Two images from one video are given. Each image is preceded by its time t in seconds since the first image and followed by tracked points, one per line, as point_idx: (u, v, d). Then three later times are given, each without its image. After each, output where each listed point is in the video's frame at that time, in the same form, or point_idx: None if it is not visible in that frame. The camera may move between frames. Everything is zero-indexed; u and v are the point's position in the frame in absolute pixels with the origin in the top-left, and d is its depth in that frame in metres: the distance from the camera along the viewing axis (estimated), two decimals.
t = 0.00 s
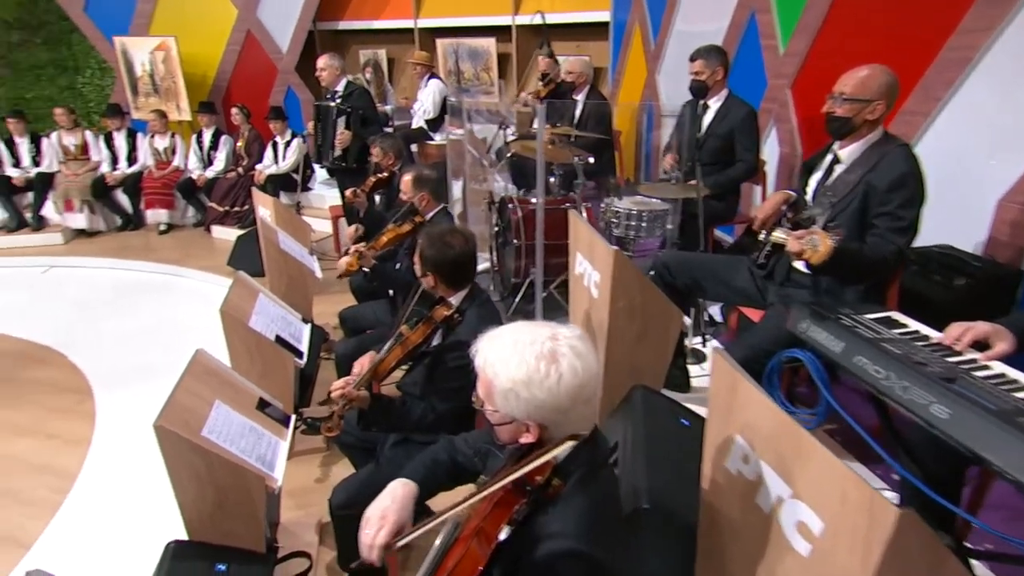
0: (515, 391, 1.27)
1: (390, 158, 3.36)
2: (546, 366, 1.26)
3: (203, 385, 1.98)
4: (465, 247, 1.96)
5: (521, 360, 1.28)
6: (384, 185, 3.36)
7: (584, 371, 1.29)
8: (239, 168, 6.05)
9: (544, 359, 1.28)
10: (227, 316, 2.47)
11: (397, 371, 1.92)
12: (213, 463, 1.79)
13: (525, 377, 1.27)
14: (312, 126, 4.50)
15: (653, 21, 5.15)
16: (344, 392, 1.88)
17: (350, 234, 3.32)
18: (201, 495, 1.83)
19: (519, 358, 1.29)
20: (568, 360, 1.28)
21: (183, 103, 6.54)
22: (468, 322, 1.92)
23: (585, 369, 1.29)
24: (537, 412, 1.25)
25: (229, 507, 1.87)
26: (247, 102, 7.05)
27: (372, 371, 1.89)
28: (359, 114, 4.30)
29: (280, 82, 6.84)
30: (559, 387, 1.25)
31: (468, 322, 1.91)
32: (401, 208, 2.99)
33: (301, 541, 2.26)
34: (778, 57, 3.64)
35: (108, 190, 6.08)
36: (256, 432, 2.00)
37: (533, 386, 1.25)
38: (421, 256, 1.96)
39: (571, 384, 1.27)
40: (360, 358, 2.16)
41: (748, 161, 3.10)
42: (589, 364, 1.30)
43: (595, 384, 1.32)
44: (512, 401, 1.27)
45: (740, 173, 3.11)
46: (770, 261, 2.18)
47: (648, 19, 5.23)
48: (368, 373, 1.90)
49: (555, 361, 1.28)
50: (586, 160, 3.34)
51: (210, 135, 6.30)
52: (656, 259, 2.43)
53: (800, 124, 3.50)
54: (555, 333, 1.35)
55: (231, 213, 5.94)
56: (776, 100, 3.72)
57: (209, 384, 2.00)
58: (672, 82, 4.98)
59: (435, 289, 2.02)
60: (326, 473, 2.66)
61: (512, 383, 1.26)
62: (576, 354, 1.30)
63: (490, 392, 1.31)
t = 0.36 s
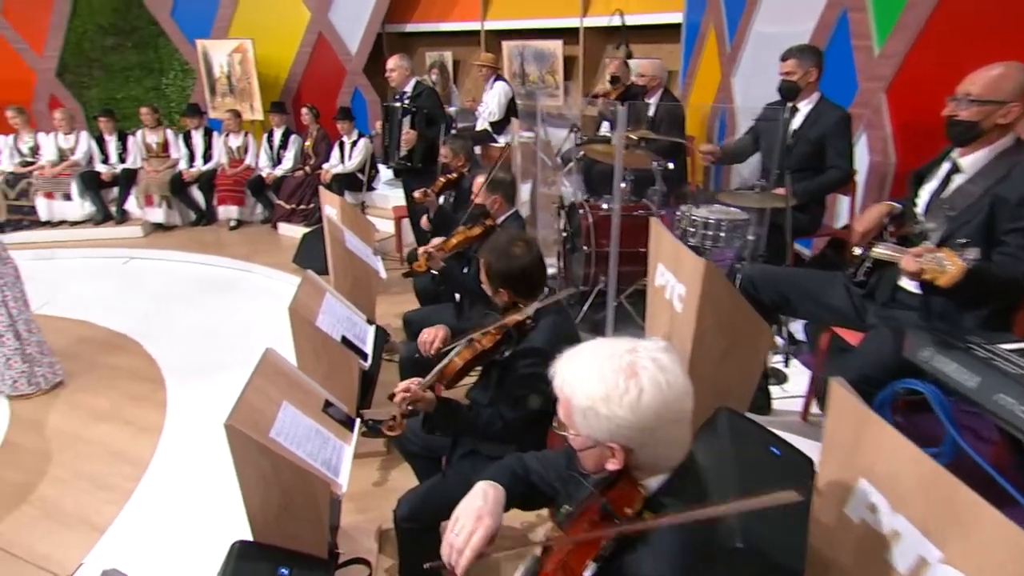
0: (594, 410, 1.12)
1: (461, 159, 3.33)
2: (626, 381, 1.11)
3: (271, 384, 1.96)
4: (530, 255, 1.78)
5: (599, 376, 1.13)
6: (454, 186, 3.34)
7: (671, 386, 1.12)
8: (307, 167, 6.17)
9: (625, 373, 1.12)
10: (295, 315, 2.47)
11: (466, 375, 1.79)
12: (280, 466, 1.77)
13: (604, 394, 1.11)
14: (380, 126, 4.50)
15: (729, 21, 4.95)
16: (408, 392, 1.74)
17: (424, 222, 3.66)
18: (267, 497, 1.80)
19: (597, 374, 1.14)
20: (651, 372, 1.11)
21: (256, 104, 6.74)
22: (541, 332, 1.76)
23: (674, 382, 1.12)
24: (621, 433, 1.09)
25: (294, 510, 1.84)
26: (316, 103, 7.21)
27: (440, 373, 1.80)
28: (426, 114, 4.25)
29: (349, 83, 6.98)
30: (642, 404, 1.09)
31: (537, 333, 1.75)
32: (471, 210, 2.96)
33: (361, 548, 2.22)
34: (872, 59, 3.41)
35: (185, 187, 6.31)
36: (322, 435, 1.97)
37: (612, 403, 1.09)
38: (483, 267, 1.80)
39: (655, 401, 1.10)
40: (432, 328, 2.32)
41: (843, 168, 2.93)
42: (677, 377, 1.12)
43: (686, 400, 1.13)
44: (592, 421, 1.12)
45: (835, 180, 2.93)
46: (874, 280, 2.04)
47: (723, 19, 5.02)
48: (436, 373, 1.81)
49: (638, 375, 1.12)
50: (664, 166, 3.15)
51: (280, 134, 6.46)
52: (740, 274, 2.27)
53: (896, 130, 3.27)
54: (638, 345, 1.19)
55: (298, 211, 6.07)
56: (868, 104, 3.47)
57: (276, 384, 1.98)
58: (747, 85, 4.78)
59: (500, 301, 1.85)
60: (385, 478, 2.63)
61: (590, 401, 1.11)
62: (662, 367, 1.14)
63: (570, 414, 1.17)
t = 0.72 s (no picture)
0: (696, 458, 0.95)
1: (526, 166, 3.25)
2: (735, 425, 0.93)
3: (333, 396, 1.90)
4: (604, 274, 1.63)
5: (698, 416, 0.96)
6: (519, 194, 3.26)
7: (789, 430, 0.94)
8: (366, 172, 6.22)
9: (733, 414, 0.95)
10: (357, 323, 2.41)
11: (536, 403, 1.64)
12: (340, 482, 1.72)
13: (708, 440, 0.94)
14: (442, 131, 4.44)
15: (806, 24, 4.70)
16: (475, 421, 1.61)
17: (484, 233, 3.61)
18: (326, 512, 1.74)
19: (697, 414, 0.97)
20: (762, 415, 0.93)
21: (319, 109, 6.83)
22: (617, 355, 1.62)
23: (791, 426, 0.94)
24: (730, 487, 0.93)
25: (353, 528, 1.79)
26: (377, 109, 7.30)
27: (507, 399, 1.64)
28: (490, 120, 4.24)
29: (409, 89, 7.04)
30: (753, 451, 0.91)
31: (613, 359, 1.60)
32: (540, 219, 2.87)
33: (418, 569, 2.15)
34: (977, 65, 3.15)
35: (249, 189, 6.47)
36: (383, 451, 1.90)
37: (718, 450, 0.92)
38: (554, 288, 1.66)
39: (769, 447, 0.93)
40: (483, 353, 2.13)
41: (941, 182, 2.68)
42: (793, 419, 0.95)
43: (804, 446, 0.95)
44: (693, 470, 0.95)
45: (930, 195, 2.69)
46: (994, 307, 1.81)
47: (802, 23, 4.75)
48: (503, 400, 1.65)
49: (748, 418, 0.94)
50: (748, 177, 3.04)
51: (342, 139, 6.53)
52: (834, 296, 2.11)
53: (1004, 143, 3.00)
54: (744, 380, 1.01)
55: (356, 215, 6.11)
56: (971, 114, 3.19)
57: (338, 396, 1.92)
58: (827, 94, 4.51)
59: (572, 324, 1.71)
60: (442, 495, 2.55)
61: (691, 447, 0.94)
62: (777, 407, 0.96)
63: (666, 459, 1.01)
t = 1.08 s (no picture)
0: (842, 533, 0.82)
1: (582, 177, 3.23)
2: (895, 499, 0.79)
3: (384, 417, 1.80)
4: (684, 296, 1.49)
5: (845, 484, 0.83)
6: (574, 206, 3.23)
7: (961, 509, 0.79)
8: (412, 180, 6.20)
9: (891, 486, 0.81)
10: (408, 338, 2.31)
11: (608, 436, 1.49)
12: (390, 511, 1.62)
13: (858, 513, 0.81)
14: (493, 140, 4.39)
15: (879, 30, 4.39)
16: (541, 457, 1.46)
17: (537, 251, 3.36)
18: (374, 541, 1.64)
19: (844, 482, 0.84)
20: (929, 486, 0.80)
21: (367, 116, 6.83)
22: (697, 385, 1.47)
23: (963, 503, 0.80)
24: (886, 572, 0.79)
25: (402, 558, 1.70)
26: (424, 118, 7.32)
27: (577, 432, 1.47)
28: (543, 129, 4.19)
29: (456, 97, 7.03)
30: (920, 531, 0.77)
31: (692, 391, 1.45)
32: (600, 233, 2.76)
33: None
34: None
35: (297, 196, 6.53)
36: (434, 477, 1.80)
37: (874, 527, 0.79)
38: (629, 309, 1.54)
39: (937, 527, 0.78)
40: (539, 380, 1.94)
41: None
42: (966, 495, 0.81)
43: (978, 529, 0.81)
44: (837, 547, 0.82)
45: None
46: None
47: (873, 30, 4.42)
48: (572, 432, 1.48)
49: (910, 491, 0.80)
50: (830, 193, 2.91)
51: (388, 147, 6.51)
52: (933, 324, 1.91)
53: None
54: (898, 445, 0.88)
55: (402, 223, 6.11)
56: None
57: (389, 417, 1.82)
58: (899, 103, 4.27)
59: (646, 349, 1.58)
60: (489, 520, 2.44)
61: (836, 519, 0.81)
62: (945, 480, 0.82)
63: (799, 530, 0.88)
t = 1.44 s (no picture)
0: None
1: (637, 185, 3.13)
2: None
3: (434, 442, 1.68)
4: (777, 322, 1.33)
5: None
6: (628, 215, 3.16)
7: None
8: (454, 186, 6.12)
9: None
10: (456, 353, 2.20)
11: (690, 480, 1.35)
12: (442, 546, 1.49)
13: None
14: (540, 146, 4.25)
15: (955, 32, 4.12)
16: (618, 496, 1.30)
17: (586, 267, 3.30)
18: None
19: None
20: None
21: (409, 121, 6.77)
22: (791, 424, 1.29)
23: None
24: None
25: None
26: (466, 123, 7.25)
27: (656, 473, 1.35)
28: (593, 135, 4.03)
29: (499, 103, 6.95)
30: None
31: (786, 430, 1.28)
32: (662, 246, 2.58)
33: None
34: None
35: (337, 201, 6.52)
36: (487, 508, 1.67)
37: None
38: (712, 334, 1.37)
39: None
40: (601, 409, 1.77)
41: None
42: None
43: None
44: None
45: None
46: None
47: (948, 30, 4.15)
48: (651, 474, 1.36)
49: None
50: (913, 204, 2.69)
51: (430, 152, 6.45)
52: None
53: None
54: None
55: (441, 230, 6.00)
56: None
57: (439, 441, 1.70)
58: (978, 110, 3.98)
59: (727, 378, 1.42)
60: (537, 549, 2.29)
61: None
62: None
63: None
